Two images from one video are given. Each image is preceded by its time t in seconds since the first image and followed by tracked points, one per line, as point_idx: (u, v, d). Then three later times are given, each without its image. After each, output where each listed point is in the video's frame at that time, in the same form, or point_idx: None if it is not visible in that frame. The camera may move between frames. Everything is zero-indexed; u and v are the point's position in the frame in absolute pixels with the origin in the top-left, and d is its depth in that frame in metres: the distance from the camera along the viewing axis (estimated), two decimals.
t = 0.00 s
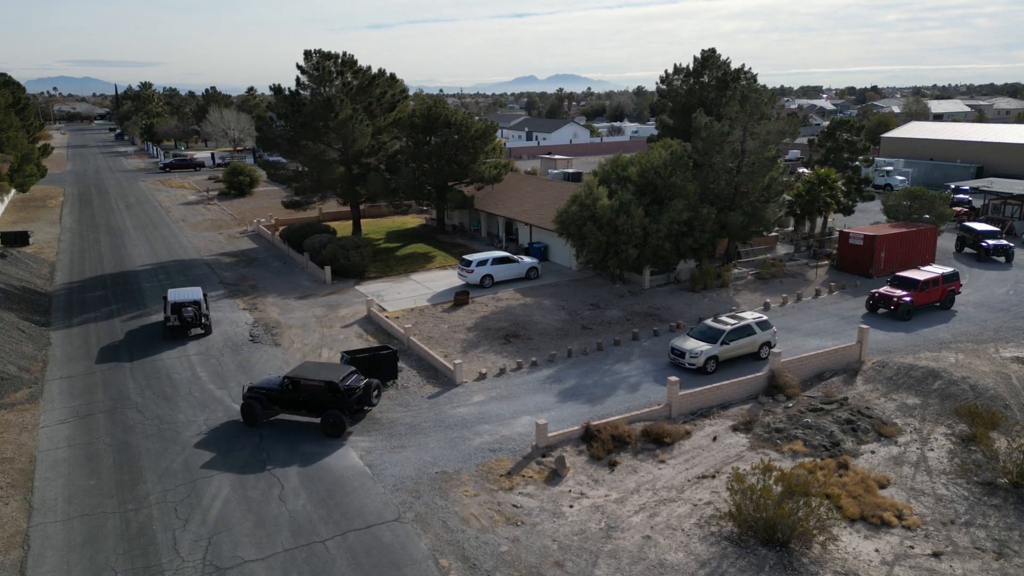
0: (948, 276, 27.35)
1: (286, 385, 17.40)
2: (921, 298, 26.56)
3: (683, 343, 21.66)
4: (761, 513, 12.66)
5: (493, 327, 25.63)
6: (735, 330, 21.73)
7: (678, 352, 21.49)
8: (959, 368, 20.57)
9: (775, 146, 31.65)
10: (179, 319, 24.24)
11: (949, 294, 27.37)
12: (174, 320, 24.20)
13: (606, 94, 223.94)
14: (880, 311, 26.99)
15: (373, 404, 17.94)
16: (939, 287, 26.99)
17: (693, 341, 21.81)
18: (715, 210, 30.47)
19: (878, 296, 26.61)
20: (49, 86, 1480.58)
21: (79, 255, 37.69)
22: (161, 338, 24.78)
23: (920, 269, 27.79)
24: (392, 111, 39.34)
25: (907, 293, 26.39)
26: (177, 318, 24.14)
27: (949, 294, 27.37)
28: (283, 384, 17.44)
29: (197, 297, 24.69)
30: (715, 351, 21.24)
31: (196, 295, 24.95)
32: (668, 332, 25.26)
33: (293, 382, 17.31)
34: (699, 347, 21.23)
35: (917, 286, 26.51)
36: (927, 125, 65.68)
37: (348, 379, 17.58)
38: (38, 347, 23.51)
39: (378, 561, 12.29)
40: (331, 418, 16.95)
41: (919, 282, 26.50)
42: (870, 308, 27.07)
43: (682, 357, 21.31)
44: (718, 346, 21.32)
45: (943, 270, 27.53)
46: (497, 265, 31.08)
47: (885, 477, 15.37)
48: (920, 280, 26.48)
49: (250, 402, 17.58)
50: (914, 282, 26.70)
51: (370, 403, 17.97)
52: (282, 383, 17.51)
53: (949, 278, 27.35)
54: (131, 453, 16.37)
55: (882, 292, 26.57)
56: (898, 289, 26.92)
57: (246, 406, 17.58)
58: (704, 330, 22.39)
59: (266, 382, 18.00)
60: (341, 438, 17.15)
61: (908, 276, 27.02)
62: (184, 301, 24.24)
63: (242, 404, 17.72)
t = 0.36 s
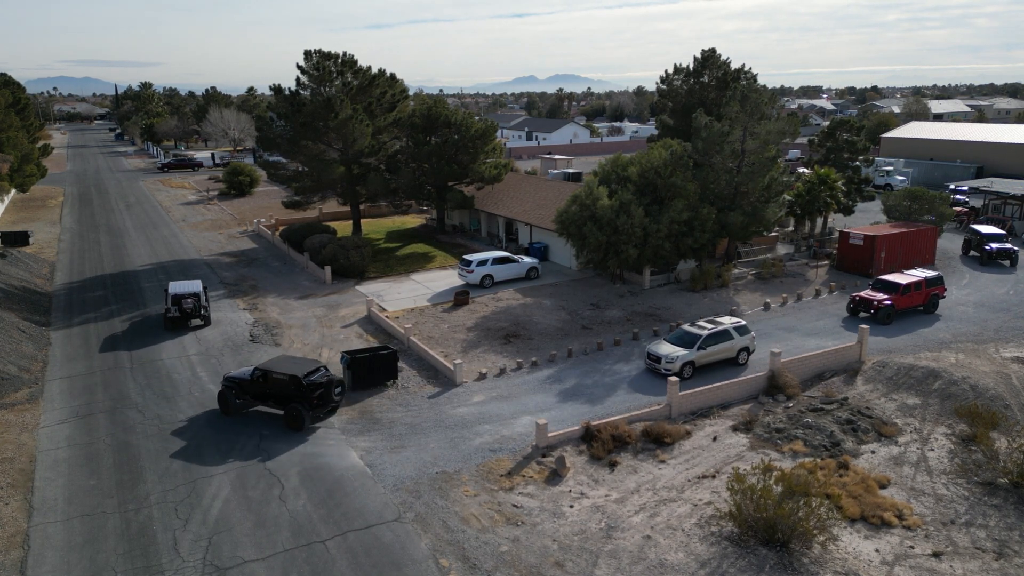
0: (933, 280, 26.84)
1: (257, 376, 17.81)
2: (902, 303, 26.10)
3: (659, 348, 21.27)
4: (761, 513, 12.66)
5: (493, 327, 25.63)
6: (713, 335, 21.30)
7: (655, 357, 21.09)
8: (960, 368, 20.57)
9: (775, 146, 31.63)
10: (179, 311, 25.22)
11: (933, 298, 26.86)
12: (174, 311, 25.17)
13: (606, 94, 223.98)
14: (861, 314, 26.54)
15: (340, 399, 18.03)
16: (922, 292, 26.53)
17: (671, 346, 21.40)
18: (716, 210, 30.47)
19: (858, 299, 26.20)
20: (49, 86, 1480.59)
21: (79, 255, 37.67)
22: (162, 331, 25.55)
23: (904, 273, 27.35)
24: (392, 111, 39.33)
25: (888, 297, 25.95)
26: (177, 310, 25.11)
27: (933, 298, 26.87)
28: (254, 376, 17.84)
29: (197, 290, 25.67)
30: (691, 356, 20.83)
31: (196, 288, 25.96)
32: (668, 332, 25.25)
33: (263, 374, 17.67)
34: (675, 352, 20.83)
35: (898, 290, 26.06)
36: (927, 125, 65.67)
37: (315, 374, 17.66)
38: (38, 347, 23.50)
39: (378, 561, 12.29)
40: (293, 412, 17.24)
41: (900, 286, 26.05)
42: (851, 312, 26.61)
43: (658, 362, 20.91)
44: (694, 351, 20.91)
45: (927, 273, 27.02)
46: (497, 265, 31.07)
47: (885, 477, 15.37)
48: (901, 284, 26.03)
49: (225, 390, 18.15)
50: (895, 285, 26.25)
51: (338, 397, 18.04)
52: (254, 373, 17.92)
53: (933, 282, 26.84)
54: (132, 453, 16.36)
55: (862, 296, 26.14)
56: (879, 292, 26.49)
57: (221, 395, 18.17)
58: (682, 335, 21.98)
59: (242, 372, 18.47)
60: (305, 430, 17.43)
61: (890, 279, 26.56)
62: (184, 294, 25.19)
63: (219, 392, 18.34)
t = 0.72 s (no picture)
0: (915, 284, 26.45)
1: (232, 367, 18.62)
2: (883, 307, 25.67)
3: (635, 354, 20.78)
4: (761, 513, 12.66)
5: (493, 327, 25.61)
6: (689, 340, 20.82)
7: (630, 363, 20.61)
8: (960, 368, 20.56)
9: (775, 147, 31.62)
10: (180, 302, 26.17)
11: (915, 302, 26.45)
12: (175, 302, 26.13)
13: (606, 94, 223.98)
14: (842, 319, 26.13)
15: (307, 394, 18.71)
16: (903, 295, 26.12)
17: (647, 351, 20.92)
18: (716, 210, 30.46)
19: (838, 303, 25.79)
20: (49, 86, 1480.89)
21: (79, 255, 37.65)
22: (163, 323, 26.43)
23: (886, 276, 26.92)
24: (392, 111, 39.31)
25: (868, 300, 25.52)
26: (178, 301, 26.06)
27: (915, 302, 26.46)
28: (230, 366, 18.65)
29: (197, 282, 26.64)
30: (667, 362, 20.32)
31: (196, 281, 26.94)
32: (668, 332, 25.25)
33: (237, 365, 18.49)
34: (651, 358, 20.34)
35: (879, 294, 25.63)
36: (927, 125, 65.66)
37: (285, 367, 18.51)
38: (38, 347, 23.49)
39: (378, 561, 12.29)
40: (259, 402, 17.89)
41: (881, 290, 25.63)
42: (831, 316, 26.20)
43: (633, 367, 20.42)
44: (670, 357, 20.42)
45: (909, 277, 26.63)
46: (497, 265, 31.07)
47: (885, 477, 15.37)
48: (881, 288, 25.61)
49: (206, 379, 19.03)
50: (876, 289, 25.84)
51: (305, 392, 18.72)
52: (229, 365, 18.77)
53: (915, 285, 26.46)
54: (132, 453, 16.36)
55: (842, 299, 25.73)
56: (860, 296, 26.07)
57: (202, 383, 19.07)
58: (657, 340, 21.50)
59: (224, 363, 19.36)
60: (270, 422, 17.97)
61: (871, 283, 26.14)
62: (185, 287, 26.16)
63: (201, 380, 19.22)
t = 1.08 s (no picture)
0: (896, 288, 25.88)
1: (215, 357, 19.37)
2: (862, 311, 25.13)
3: (609, 359, 20.25)
4: (761, 514, 12.66)
5: (493, 327, 25.61)
6: (665, 347, 20.30)
7: (604, 369, 20.06)
8: (960, 368, 20.56)
9: (775, 147, 31.61)
10: (181, 294, 27.31)
11: (896, 306, 25.88)
12: (175, 295, 27.26)
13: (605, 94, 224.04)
14: (822, 323, 25.74)
15: (282, 385, 19.15)
16: (885, 299, 25.56)
17: (622, 357, 20.39)
18: (716, 210, 30.45)
19: (817, 307, 25.39)
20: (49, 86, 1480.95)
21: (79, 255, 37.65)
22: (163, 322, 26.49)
23: (869, 279, 26.37)
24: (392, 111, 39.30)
25: (846, 305, 25.07)
26: (178, 293, 27.18)
27: (896, 307, 25.90)
28: (212, 356, 19.43)
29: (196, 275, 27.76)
30: (642, 369, 19.81)
31: (195, 274, 28.07)
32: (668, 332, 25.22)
33: (218, 356, 19.27)
34: (625, 364, 19.81)
35: (859, 299, 25.14)
36: (927, 125, 65.64)
37: (261, 359, 19.02)
38: (38, 347, 23.49)
39: (378, 561, 12.28)
40: (233, 392, 18.58)
41: (860, 294, 25.14)
42: (811, 321, 25.84)
43: (607, 374, 19.88)
44: (644, 363, 19.90)
45: (890, 281, 26.09)
46: (497, 265, 31.06)
47: (885, 477, 15.36)
48: (860, 292, 25.10)
49: (194, 367, 19.96)
50: (855, 293, 25.37)
51: (281, 383, 19.11)
52: (212, 355, 19.60)
53: (897, 289, 25.93)
54: (132, 454, 16.35)
55: (820, 304, 25.35)
56: (839, 301, 25.61)
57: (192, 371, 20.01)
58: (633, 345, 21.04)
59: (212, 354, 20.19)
60: (245, 410, 18.57)
61: (850, 287, 25.66)
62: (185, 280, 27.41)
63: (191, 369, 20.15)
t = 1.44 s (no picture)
0: (876, 292, 25.48)
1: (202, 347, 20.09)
2: (841, 315, 24.72)
3: (583, 367, 19.73)
4: (761, 514, 12.65)
5: (493, 327, 25.61)
6: (638, 353, 19.89)
7: (577, 377, 19.54)
8: (960, 368, 20.56)
9: (775, 147, 31.61)
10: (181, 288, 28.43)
11: (876, 311, 25.47)
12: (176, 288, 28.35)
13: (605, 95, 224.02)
14: (800, 327, 25.21)
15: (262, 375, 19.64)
16: (864, 304, 25.12)
17: (595, 365, 19.91)
18: (716, 210, 30.44)
19: (796, 311, 24.89)
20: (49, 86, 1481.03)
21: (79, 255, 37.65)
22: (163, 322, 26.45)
23: (849, 283, 25.95)
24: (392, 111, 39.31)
25: (826, 309, 24.59)
26: (177, 286, 28.24)
27: (876, 311, 25.47)
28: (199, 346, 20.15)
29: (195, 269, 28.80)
30: (615, 376, 19.34)
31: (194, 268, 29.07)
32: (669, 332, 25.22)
33: (205, 344, 19.94)
34: (598, 371, 19.31)
35: (838, 303, 24.66)
36: (928, 125, 65.59)
37: (242, 349, 19.43)
38: (38, 347, 23.49)
39: (378, 561, 12.28)
40: (215, 380, 19.33)
41: (839, 298, 24.67)
42: (790, 325, 25.32)
43: (579, 382, 19.37)
44: (617, 370, 19.45)
45: (871, 285, 25.67)
46: (498, 265, 31.05)
47: (885, 477, 15.36)
48: (839, 296, 24.63)
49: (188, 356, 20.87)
50: (834, 297, 24.90)
51: (260, 374, 19.55)
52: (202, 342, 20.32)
53: (877, 294, 25.51)
54: (131, 454, 16.35)
55: (799, 307, 24.83)
56: (818, 304, 25.13)
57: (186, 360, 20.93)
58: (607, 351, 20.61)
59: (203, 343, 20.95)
60: (226, 399, 19.33)
61: (830, 291, 25.20)
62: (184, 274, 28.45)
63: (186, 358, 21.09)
